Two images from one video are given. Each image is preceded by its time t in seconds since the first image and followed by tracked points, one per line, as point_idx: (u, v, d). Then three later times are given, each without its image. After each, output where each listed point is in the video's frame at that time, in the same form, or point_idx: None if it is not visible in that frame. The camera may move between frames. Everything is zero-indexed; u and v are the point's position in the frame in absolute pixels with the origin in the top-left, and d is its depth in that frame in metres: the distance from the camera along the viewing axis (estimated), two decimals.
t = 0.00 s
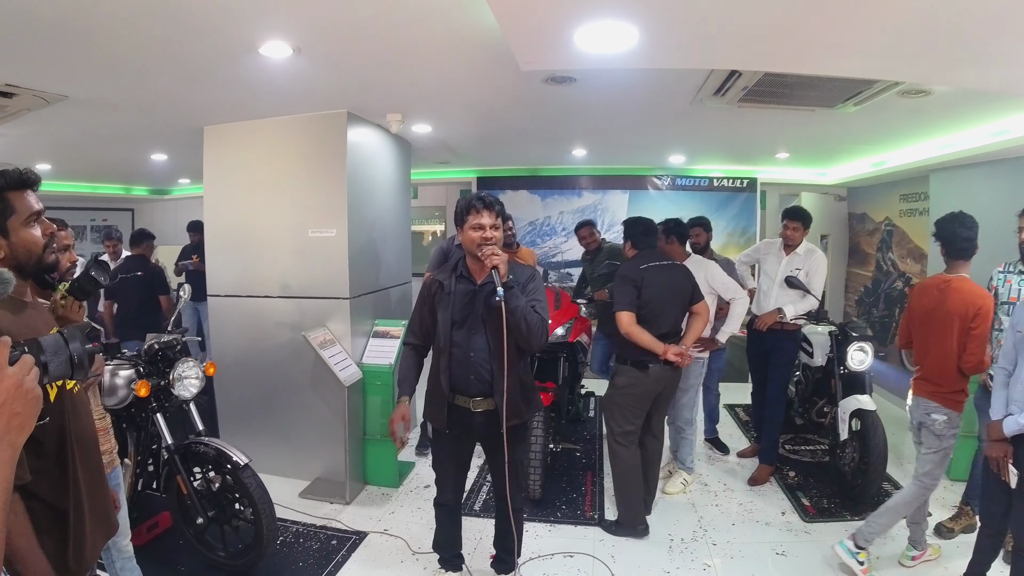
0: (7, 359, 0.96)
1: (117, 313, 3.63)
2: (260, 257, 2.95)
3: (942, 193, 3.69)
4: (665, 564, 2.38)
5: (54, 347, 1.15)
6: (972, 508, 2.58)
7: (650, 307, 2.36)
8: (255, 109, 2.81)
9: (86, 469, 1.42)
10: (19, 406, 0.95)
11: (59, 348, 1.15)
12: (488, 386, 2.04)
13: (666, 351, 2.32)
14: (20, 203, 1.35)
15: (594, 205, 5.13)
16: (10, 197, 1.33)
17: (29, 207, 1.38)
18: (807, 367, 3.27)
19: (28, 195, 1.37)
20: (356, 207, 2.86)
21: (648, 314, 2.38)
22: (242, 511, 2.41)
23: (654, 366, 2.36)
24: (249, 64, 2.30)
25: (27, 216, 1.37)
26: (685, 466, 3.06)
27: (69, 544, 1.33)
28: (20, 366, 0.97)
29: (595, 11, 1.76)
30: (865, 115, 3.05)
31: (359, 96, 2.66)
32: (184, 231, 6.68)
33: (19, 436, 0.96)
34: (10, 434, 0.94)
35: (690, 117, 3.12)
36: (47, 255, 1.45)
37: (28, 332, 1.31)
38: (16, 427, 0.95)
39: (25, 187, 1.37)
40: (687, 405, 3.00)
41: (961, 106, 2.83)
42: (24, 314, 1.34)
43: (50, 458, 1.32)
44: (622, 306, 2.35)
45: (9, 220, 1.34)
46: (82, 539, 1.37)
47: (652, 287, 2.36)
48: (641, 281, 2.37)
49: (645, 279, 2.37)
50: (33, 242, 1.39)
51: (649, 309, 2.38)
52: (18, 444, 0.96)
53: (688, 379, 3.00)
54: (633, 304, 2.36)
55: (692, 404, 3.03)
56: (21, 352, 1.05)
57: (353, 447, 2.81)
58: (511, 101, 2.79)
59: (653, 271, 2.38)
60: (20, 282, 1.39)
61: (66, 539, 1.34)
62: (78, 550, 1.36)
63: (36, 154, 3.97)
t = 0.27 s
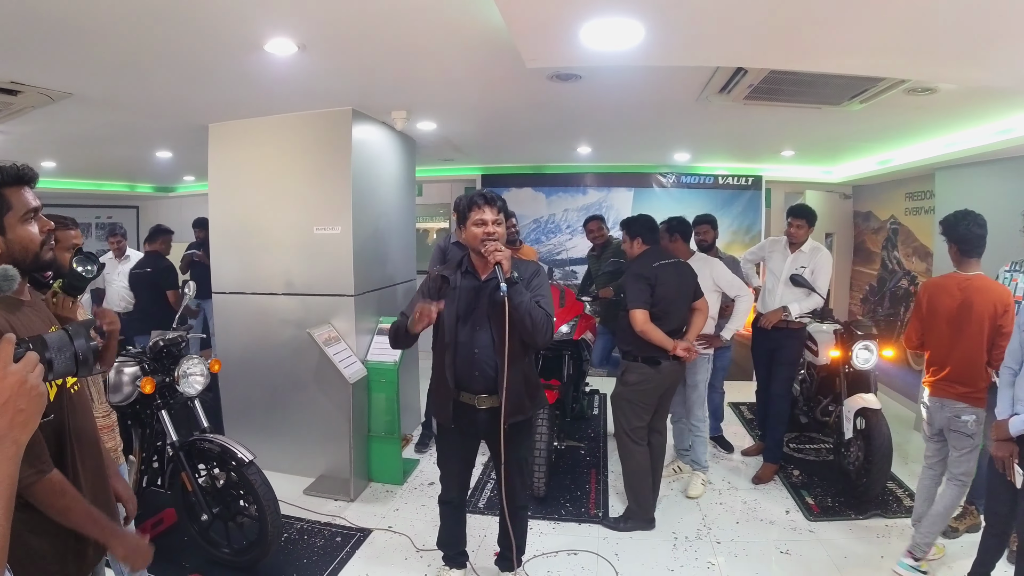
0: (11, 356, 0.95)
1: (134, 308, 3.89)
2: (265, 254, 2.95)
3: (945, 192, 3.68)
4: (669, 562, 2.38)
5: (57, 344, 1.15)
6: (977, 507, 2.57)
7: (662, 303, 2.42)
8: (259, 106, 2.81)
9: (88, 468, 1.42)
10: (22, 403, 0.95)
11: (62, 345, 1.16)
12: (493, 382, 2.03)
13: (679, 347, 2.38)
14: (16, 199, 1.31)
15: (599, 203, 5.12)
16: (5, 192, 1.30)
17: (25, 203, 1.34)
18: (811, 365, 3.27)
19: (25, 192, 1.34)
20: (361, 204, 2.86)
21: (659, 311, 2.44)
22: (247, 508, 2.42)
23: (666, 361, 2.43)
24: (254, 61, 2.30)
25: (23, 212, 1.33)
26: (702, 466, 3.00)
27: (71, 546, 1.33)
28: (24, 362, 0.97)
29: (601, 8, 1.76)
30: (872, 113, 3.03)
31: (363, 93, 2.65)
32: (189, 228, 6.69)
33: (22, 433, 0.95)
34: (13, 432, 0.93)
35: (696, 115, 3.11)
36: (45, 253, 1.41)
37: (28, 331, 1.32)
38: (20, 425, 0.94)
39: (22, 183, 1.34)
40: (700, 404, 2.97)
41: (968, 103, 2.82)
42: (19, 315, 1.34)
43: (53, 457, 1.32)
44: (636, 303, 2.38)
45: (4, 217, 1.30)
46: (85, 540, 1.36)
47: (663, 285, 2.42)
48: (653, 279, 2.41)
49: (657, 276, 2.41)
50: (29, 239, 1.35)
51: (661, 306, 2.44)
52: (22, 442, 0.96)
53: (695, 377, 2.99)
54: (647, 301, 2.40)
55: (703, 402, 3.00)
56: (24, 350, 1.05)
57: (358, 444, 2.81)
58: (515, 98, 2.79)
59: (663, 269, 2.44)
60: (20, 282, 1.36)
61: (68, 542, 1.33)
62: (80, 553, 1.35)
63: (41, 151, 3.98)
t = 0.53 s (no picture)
0: (21, 352, 0.96)
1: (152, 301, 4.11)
2: (271, 251, 2.96)
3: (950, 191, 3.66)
4: (673, 560, 2.38)
5: (67, 340, 1.16)
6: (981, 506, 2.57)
7: (677, 301, 2.47)
8: (266, 105, 2.82)
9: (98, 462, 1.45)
10: (33, 399, 0.95)
11: (72, 341, 1.17)
12: (501, 380, 2.04)
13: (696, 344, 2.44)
14: (20, 195, 1.35)
15: (604, 201, 5.13)
16: (9, 189, 1.33)
17: (30, 199, 1.37)
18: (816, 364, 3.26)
19: (29, 189, 1.38)
20: (367, 202, 2.87)
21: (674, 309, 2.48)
22: (253, 504, 2.43)
23: (678, 359, 2.48)
24: (260, 60, 2.31)
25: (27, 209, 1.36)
26: (713, 467, 2.95)
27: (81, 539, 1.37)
28: (34, 358, 0.98)
29: (606, 7, 1.76)
30: (878, 111, 3.03)
31: (369, 91, 2.66)
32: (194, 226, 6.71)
33: (33, 428, 0.96)
34: (23, 427, 0.94)
35: (701, 113, 3.11)
36: (48, 250, 1.43)
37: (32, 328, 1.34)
38: (30, 420, 0.95)
39: (26, 180, 1.38)
40: (711, 404, 2.93)
41: (975, 102, 2.81)
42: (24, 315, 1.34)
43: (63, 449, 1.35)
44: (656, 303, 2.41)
45: (9, 213, 1.33)
46: (93, 534, 1.39)
47: (676, 284, 2.47)
48: (670, 278, 2.45)
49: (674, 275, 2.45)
50: (34, 235, 1.38)
51: (677, 304, 2.48)
52: (33, 437, 0.96)
53: (702, 377, 2.96)
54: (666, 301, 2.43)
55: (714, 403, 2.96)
56: (34, 346, 1.06)
57: (363, 441, 2.82)
58: (521, 96, 2.79)
59: (676, 268, 2.49)
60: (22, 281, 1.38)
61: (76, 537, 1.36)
62: (88, 549, 1.38)
63: (48, 149, 4.00)
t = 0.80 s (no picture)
0: (32, 346, 0.97)
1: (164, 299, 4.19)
2: (278, 250, 2.98)
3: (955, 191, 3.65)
4: (676, 559, 2.39)
5: (77, 335, 1.17)
6: (984, 507, 2.56)
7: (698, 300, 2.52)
8: (272, 104, 2.83)
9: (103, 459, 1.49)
10: (43, 393, 0.96)
11: (82, 336, 1.18)
12: (508, 378, 2.06)
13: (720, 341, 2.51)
14: (26, 196, 1.38)
15: (609, 200, 5.13)
16: (15, 190, 1.36)
17: (36, 200, 1.41)
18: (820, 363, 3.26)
19: (33, 189, 1.41)
20: (372, 201, 2.88)
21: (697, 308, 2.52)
22: (258, 501, 2.45)
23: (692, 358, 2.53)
24: (266, 59, 2.32)
25: (33, 209, 1.40)
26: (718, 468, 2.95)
27: (87, 535, 1.40)
28: (45, 352, 0.98)
29: (611, 7, 1.76)
30: (883, 111, 3.02)
31: (374, 91, 2.67)
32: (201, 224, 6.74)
33: (44, 422, 0.96)
34: (34, 420, 0.94)
35: (707, 113, 3.11)
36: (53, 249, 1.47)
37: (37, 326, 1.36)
38: (41, 413, 0.95)
39: (31, 181, 1.41)
40: (717, 404, 2.93)
41: (981, 102, 2.80)
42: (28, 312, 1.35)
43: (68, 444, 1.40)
44: (688, 302, 2.44)
45: (15, 214, 1.37)
46: (100, 529, 1.43)
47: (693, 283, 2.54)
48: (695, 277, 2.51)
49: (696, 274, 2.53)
50: (39, 235, 1.42)
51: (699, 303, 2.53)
52: (44, 430, 0.96)
53: (707, 379, 2.95)
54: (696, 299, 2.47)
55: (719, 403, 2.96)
56: (45, 341, 1.07)
57: (368, 439, 2.84)
58: (526, 96, 2.80)
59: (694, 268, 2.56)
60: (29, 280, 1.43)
61: (83, 531, 1.40)
62: (95, 544, 1.42)
63: (57, 148, 4.03)
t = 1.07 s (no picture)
0: (39, 343, 0.95)
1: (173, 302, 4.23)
2: (283, 249, 2.98)
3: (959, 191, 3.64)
4: (680, 558, 2.39)
5: (83, 332, 1.18)
6: (989, 508, 2.55)
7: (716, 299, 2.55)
8: (276, 103, 2.83)
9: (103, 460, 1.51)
10: (50, 390, 0.95)
11: (88, 333, 1.18)
12: (514, 377, 2.06)
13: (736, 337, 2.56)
14: (30, 195, 1.39)
15: (613, 199, 5.12)
16: (19, 189, 1.38)
17: (39, 199, 1.42)
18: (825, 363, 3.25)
19: (37, 188, 1.42)
20: (377, 200, 2.88)
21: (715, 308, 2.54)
22: (263, 499, 2.46)
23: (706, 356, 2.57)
24: (271, 58, 2.32)
25: (35, 209, 1.40)
26: (721, 468, 2.95)
27: (89, 536, 1.41)
28: (51, 349, 0.97)
29: (615, 6, 1.76)
30: (889, 110, 3.01)
31: (378, 90, 2.67)
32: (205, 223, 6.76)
33: (50, 418, 0.96)
34: (40, 417, 0.94)
35: (711, 112, 3.10)
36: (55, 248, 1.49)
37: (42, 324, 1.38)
38: (47, 410, 0.95)
39: (35, 180, 1.43)
40: (721, 404, 2.93)
41: (987, 101, 2.79)
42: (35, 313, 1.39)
43: (70, 445, 1.42)
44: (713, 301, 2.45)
45: (18, 213, 1.37)
46: (102, 529, 1.44)
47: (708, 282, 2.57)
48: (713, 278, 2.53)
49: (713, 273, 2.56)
50: (43, 235, 1.43)
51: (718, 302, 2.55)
52: (50, 427, 0.96)
53: (710, 378, 2.96)
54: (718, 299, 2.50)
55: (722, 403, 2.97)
56: (52, 338, 1.07)
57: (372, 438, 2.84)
58: (529, 95, 2.79)
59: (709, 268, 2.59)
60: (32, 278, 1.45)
61: (86, 531, 1.42)
62: (98, 545, 1.44)
63: (63, 148, 4.04)
